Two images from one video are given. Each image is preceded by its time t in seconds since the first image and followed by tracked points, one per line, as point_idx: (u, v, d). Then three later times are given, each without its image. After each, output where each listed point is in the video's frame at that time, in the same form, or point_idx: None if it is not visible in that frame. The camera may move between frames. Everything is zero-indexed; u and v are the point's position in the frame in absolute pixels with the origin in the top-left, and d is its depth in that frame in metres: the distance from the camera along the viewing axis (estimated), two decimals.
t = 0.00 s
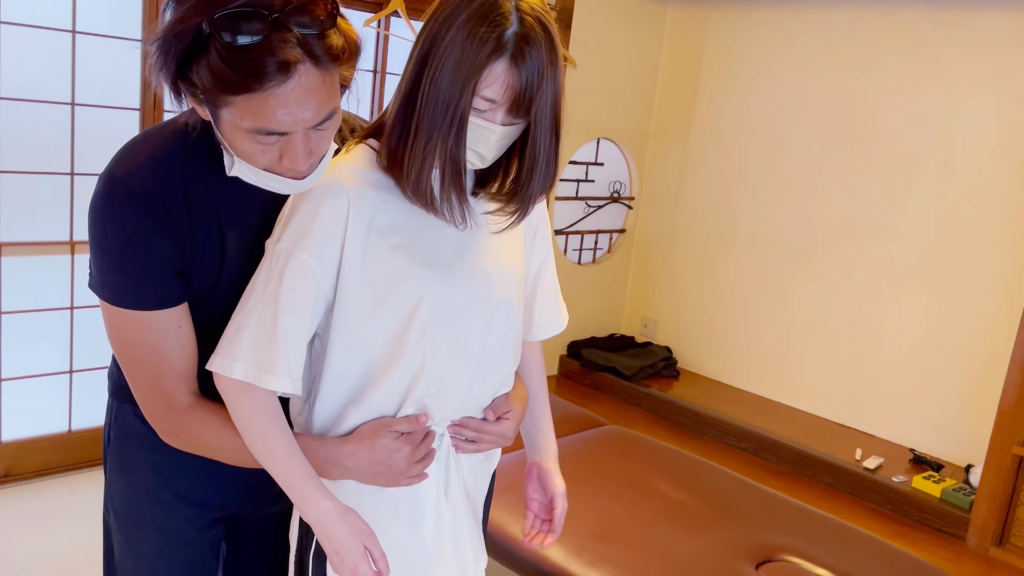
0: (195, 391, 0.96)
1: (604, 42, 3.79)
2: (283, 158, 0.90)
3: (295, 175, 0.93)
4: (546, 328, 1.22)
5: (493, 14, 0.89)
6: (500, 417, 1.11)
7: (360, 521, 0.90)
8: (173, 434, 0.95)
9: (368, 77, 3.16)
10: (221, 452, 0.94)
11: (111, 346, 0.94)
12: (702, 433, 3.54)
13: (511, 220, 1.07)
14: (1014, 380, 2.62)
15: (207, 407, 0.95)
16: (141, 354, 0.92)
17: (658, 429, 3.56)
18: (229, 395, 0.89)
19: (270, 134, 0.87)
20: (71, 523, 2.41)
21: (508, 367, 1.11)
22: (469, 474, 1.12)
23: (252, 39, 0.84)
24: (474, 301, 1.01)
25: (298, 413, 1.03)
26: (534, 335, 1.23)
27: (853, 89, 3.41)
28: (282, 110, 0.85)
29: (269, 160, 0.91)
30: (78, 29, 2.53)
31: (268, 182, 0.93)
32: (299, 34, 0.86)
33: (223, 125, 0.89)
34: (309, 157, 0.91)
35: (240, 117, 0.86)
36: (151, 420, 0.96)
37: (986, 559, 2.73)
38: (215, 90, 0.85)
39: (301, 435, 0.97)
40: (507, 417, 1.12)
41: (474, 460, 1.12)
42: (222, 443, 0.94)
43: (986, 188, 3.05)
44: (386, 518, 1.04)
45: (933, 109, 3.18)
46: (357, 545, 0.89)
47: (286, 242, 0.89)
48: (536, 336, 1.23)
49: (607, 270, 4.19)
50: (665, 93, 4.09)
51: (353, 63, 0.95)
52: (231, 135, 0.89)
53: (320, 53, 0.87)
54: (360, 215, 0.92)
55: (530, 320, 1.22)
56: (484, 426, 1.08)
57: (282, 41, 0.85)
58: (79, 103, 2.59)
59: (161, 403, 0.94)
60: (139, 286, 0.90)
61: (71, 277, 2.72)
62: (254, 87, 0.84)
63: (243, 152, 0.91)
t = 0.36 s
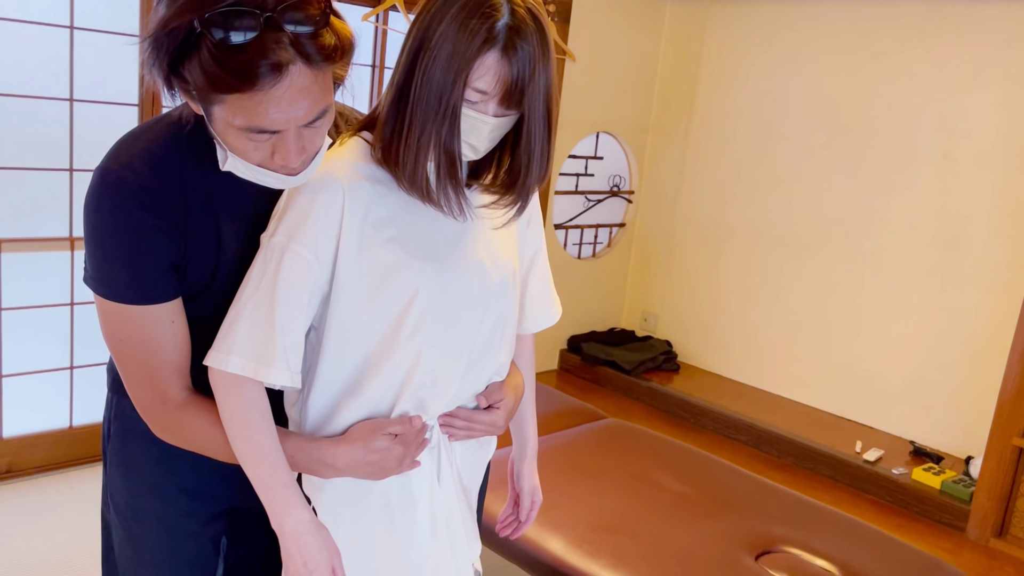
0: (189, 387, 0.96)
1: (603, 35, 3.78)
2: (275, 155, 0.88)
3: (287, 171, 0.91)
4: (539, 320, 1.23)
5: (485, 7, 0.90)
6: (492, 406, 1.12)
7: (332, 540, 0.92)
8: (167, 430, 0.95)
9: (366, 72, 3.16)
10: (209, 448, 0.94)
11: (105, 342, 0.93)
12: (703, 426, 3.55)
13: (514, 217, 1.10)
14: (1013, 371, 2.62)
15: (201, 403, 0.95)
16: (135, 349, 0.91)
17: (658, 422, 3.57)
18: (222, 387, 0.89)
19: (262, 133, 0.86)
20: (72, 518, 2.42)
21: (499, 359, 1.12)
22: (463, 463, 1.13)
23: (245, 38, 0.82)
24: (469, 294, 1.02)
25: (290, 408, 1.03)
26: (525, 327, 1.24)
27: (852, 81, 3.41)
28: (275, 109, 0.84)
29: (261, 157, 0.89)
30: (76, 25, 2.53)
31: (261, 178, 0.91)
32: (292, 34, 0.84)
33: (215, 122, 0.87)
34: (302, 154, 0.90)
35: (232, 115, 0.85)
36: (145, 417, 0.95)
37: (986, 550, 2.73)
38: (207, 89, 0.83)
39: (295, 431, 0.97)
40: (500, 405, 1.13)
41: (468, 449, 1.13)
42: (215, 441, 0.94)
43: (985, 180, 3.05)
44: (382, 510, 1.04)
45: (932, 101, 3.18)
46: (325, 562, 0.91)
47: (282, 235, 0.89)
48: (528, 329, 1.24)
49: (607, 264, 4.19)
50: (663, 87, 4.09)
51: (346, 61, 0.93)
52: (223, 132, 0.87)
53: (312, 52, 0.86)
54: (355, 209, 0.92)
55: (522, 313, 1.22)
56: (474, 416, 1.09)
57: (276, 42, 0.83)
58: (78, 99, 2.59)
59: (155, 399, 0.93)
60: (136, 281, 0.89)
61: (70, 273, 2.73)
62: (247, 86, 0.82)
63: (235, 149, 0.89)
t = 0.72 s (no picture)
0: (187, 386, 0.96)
1: (603, 33, 3.78)
2: (274, 154, 0.89)
3: (285, 170, 0.91)
4: (535, 317, 1.23)
5: (484, 7, 0.90)
6: (488, 402, 1.12)
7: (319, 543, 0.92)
8: (164, 428, 0.95)
9: (367, 70, 3.16)
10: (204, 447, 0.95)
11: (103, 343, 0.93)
12: (703, 424, 3.55)
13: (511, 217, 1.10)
14: (1015, 369, 2.62)
15: (198, 402, 0.95)
16: (132, 349, 0.91)
17: (659, 420, 3.57)
18: (217, 386, 0.89)
19: (259, 133, 0.86)
20: (74, 515, 2.43)
21: (496, 356, 1.12)
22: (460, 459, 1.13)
23: (241, 38, 0.83)
24: (468, 293, 1.02)
25: (287, 405, 1.04)
26: (522, 325, 1.24)
27: (854, 79, 3.40)
28: (272, 109, 0.84)
29: (260, 156, 0.90)
30: (77, 23, 2.53)
31: (260, 177, 0.91)
32: (289, 34, 0.85)
33: (214, 121, 0.87)
34: (300, 153, 0.90)
35: (229, 115, 0.85)
36: (142, 416, 0.95)
37: (986, 548, 2.73)
38: (204, 89, 0.84)
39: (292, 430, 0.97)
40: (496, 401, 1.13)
41: (465, 445, 1.14)
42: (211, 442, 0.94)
43: (986, 178, 3.04)
44: (379, 507, 1.05)
45: (934, 99, 3.17)
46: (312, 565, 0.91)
47: (281, 233, 0.90)
48: (524, 326, 1.24)
49: (608, 262, 4.19)
50: (665, 84, 4.09)
51: (343, 62, 0.94)
52: (222, 132, 0.88)
53: (309, 52, 0.86)
54: (354, 208, 0.92)
55: (518, 310, 1.23)
56: (470, 411, 1.09)
57: (272, 41, 0.84)
58: (79, 97, 2.60)
59: (153, 398, 0.93)
60: (135, 281, 0.90)
61: (72, 271, 2.73)
62: (244, 87, 0.83)
63: (234, 148, 0.90)
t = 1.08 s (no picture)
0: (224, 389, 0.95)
1: (604, 31, 3.78)
2: (277, 162, 0.89)
3: (287, 176, 0.92)
4: (533, 316, 1.24)
5: (487, 9, 0.90)
6: (488, 395, 1.13)
7: None
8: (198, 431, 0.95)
9: (368, 69, 3.17)
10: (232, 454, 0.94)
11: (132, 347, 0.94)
12: (702, 422, 3.56)
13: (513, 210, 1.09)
14: (1014, 368, 2.63)
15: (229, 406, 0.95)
16: (162, 352, 0.91)
17: (659, 418, 3.58)
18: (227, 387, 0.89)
19: (263, 142, 0.87)
20: (75, 514, 2.43)
21: (495, 356, 1.13)
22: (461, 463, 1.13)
23: (244, 50, 0.83)
24: (474, 291, 1.03)
25: (290, 409, 1.03)
26: (518, 325, 1.24)
27: (853, 77, 3.40)
28: (276, 118, 0.85)
29: (262, 163, 0.90)
30: (78, 23, 2.52)
31: (262, 184, 0.92)
32: (292, 44, 0.84)
33: (216, 130, 0.87)
34: (302, 159, 0.90)
35: (233, 124, 0.85)
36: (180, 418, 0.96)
37: (985, 546, 2.75)
38: (208, 100, 0.84)
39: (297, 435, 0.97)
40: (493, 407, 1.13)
41: (465, 440, 1.14)
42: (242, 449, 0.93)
43: (986, 176, 3.05)
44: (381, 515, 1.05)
45: (934, 97, 3.18)
46: None
47: (290, 235, 0.90)
48: (521, 327, 1.24)
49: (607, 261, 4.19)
50: (664, 82, 4.09)
51: (346, 70, 0.93)
52: (223, 140, 0.88)
53: (312, 62, 0.86)
54: (361, 209, 0.93)
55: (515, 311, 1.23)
56: (470, 405, 1.10)
57: (276, 52, 0.83)
58: (80, 96, 2.59)
59: (190, 405, 0.93)
60: (156, 287, 0.89)
61: (74, 270, 2.73)
62: (248, 98, 0.83)
63: (236, 157, 0.90)
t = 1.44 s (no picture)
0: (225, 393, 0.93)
1: (602, 26, 3.77)
2: (278, 157, 0.87)
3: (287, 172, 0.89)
4: (527, 309, 1.22)
5: None
6: (484, 387, 1.13)
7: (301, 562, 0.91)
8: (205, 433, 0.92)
9: (366, 62, 3.15)
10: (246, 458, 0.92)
11: (128, 350, 0.91)
12: (701, 418, 3.55)
13: (510, 202, 1.07)
14: (1013, 362, 2.62)
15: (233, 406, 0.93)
16: (160, 353, 0.89)
17: (658, 414, 3.57)
18: (218, 390, 0.87)
19: (264, 136, 0.85)
20: (72, 509, 2.42)
21: (491, 351, 1.12)
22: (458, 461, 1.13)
23: (246, 41, 0.81)
24: (469, 283, 1.02)
25: (281, 398, 1.03)
26: (513, 318, 1.23)
27: (853, 72, 3.39)
28: (277, 112, 0.83)
29: (262, 159, 0.88)
30: (73, 15, 2.51)
31: (261, 179, 0.89)
32: (295, 36, 0.83)
33: (216, 123, 0.85)
34: (303, 155, 0.88)
35: (234, 117, 0.84)
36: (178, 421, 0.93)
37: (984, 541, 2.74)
38: (209, 92, 0.82)
39: (293, 431, 0.96)
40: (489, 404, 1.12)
41: (460, 434, 1.14)
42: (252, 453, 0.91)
43: (985, 171, 3.04)
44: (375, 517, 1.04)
45: (933, 92, 3.17)
46: None
47: (283, 223, 0.89)
48: (516, 320, 1.23)
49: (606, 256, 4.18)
50: (663, 77, 4.08)
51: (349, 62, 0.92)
52: (223, 133, 0.86)
53: (315, 55, 0.84)
54: (354, 199, 0.92)
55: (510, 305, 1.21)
56: (467, 399, 1.10)
57: (278, 44, 0.82)
58: (76, 89, 2.58)
59: (192, 406, 0.91)
60: (155, 283, 0.87)
61: (70, 265, 2.72)
62: (249, 91, 0.81)
63: (236, 152, 0.88)
